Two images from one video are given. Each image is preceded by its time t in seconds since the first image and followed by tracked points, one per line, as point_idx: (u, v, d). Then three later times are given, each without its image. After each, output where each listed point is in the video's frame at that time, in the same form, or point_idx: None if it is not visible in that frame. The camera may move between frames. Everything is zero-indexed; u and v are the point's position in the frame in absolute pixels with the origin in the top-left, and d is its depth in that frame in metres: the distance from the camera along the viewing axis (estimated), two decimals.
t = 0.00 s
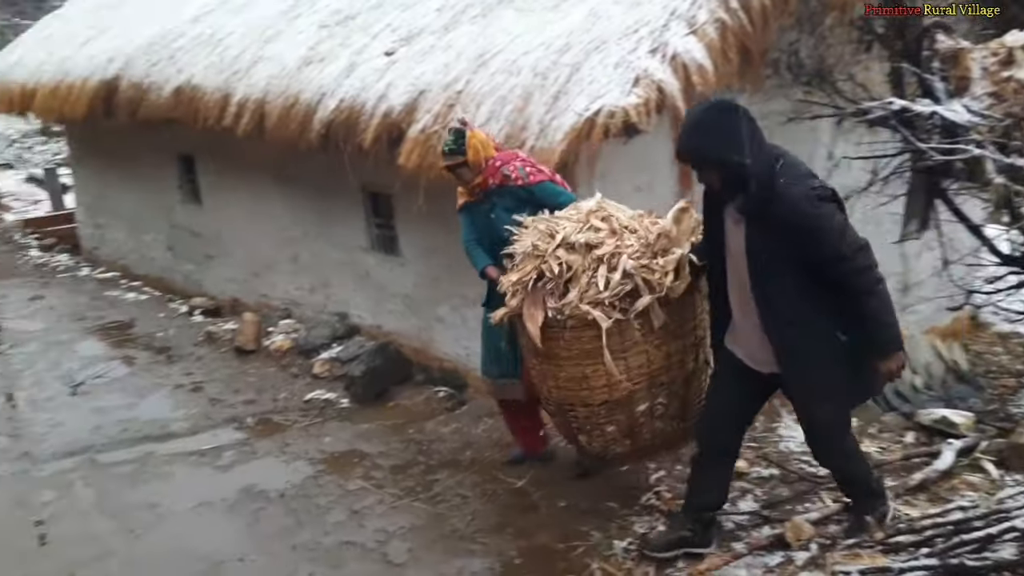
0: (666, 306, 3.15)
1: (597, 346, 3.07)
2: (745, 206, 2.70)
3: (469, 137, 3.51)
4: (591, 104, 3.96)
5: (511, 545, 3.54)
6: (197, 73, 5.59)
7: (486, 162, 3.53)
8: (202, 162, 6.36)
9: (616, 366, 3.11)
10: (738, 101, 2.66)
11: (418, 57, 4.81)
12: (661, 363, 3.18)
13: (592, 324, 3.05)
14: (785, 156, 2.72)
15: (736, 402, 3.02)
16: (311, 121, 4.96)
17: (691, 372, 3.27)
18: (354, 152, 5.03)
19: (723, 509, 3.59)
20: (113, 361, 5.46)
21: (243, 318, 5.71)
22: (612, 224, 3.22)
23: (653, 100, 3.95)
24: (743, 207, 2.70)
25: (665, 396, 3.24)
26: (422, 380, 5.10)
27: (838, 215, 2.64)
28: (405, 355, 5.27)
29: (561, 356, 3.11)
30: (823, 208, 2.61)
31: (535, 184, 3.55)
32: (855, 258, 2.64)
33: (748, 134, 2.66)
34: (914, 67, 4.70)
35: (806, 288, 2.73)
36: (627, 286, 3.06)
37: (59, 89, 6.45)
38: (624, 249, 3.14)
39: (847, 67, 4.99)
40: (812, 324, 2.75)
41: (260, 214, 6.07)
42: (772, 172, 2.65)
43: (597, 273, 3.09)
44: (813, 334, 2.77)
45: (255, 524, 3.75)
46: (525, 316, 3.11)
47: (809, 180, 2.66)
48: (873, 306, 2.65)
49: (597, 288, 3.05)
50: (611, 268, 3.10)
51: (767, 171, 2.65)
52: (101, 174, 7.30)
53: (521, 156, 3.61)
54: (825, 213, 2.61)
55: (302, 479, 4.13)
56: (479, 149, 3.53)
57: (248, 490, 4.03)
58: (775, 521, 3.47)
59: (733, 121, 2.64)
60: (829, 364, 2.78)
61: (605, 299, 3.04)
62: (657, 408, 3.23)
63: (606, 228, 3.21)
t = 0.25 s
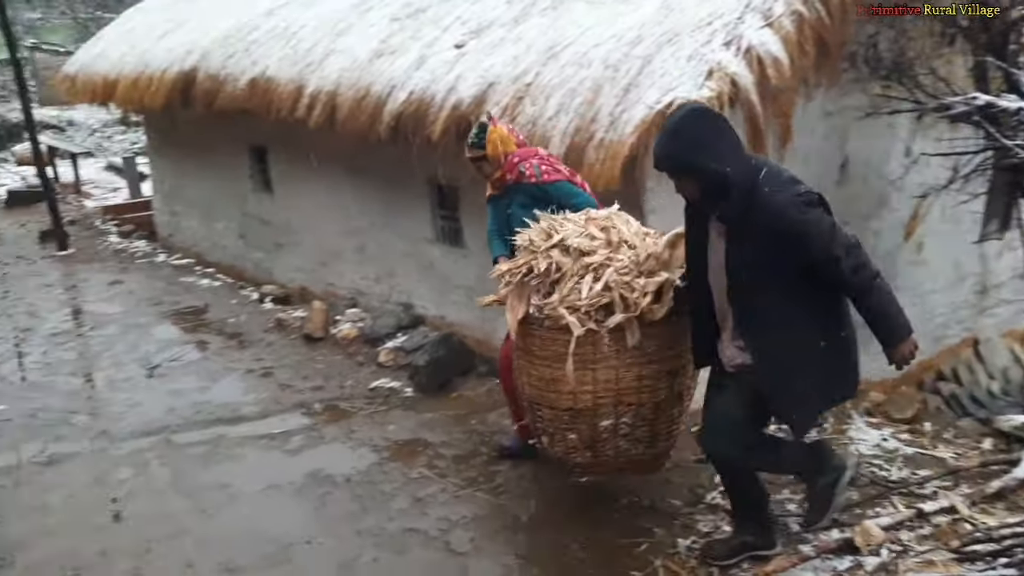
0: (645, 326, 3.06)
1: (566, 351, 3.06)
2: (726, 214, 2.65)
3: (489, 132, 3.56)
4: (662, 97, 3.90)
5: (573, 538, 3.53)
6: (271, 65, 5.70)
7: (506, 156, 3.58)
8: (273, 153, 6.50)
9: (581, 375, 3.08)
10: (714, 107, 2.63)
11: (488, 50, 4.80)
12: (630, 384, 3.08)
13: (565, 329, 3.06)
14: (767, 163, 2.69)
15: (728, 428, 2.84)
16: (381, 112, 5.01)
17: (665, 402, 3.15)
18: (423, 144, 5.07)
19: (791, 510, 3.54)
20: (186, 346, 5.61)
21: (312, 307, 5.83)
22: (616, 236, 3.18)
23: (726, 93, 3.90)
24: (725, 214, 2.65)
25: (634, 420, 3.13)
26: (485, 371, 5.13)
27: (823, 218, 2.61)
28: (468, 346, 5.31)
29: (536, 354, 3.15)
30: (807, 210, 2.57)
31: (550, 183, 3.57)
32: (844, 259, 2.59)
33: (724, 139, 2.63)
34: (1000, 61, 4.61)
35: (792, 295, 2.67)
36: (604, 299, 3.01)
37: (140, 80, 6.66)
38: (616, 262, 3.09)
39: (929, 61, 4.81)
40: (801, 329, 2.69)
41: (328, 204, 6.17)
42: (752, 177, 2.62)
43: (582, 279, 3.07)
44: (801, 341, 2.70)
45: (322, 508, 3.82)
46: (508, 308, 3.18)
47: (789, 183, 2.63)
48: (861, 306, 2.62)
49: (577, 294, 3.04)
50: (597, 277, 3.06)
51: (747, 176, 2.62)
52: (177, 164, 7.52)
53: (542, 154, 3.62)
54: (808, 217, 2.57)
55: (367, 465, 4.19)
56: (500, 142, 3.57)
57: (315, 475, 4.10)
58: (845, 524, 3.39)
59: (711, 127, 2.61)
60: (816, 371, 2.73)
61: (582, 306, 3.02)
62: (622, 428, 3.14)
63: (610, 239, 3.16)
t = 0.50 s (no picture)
0: (601, 327, 3.09)
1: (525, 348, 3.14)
2: (695, 220, 2.59)
3: (493, 129, 3.78)
4: (716, 92, 3.86)
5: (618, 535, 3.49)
6: (323, 59, 5.76)
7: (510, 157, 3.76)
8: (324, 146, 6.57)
9: (542, 374, 3.15)
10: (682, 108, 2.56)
11: (539, 44, 4.76)
12: (591, 384, 3.13)
13: (523, 326, 3.14)
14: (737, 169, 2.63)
15: (694, 442, 2.73)
16: (431, 107, 5.02)
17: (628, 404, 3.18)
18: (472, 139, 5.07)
19: (842, 513, 3.50)
20: (238, 335, 5.70)
21: (360, 299, 5.89)
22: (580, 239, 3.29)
23: (781, 88, 3.86)
24: (697, 221, 2.58)
25: (599, 420, 3.18)
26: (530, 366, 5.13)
27: (795, 224, 2.55)
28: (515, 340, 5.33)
29: (503, 349, 3.27)
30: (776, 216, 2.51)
31: (548, 185, 3.72)
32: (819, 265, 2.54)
33: (688, 140, 2.57)
34: None
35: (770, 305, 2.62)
36: (556, 297, 3.09)
37: (195, 74, 6.78)
38: (573, 262, 3.19)
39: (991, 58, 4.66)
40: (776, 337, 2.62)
41: (377, 197, 6.23)
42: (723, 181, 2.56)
43: (542, 278, 3.18)
44: (783, 350, 2.64)
45: (369, 498, 3.85)
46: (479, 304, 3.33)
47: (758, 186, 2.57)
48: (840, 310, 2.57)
49: (534, 291, 3.15)
50: (555, 276, 3.16)
51: (711, 179, 2.56)
52: (230, 157, 7.65)
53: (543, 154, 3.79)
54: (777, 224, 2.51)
55: (413, 457, 4.22)
56: (502, 142, 3.76)
57: (363, 465, 4.15)
58: (897, 529, 3.36)
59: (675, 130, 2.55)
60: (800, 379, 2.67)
61: (537, 302, 3.11)
62: (588, 429, 3.21)
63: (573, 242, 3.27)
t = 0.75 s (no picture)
0: (553, 340, 3.36)
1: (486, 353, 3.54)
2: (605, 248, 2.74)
3: (505, 119, 3.99)
4: (774, 88, 3.80)
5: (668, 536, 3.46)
6: (378, 53, 5.81)
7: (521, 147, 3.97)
8: (376, 140, 6.63)
9: (505, 380, 3.49)
10: (610, 142, 2.70)
11: (593, 38, 4.72)
12: (549, 392, 3.41)
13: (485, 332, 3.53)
14: (655, 200, 2.71)
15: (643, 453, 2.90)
16: (483, 101, 5.02)
17: (589, 410, 3.43)
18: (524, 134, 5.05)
19: (898, 519, 3.52)
20: (289, 326, 5.79)
21: (410, 291, 5.94)
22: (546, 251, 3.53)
23: (842, 84, 3.79)
24: (608, 251, 2.74)
25: (562, 423, 3.46)
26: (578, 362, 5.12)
27: (703, 268, 2.59)
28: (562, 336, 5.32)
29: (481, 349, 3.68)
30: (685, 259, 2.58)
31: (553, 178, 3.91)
32: (717, 312, 2.60)
33: (616, 174, 2.71)
34: None
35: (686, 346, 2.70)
36: (508, 312, 3.42)
37: (252, 68, 6.89)
38: (533, 277, 3.46)
39: None
40: (677, 373, 2.72)
41: (427, 191, 6.27)
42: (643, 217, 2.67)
43: (504, 290, 3.51)
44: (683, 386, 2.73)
45: (416, 490, 3.88)
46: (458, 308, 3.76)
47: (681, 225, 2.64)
48: (734, 363, 2.61)
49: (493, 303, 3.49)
50: (513, 290, 3.47)
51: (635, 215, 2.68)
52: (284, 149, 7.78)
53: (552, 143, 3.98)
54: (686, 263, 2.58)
55: (460, 449, 4.24)
56: (515, 132, 3.97)
57: (411, 456, 4.18)
58: (954, 537, 3.40)
59: (602, 161, 2.70)
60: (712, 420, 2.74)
61: (493, 314, 3.45)
62: (554, 430, 3.48)
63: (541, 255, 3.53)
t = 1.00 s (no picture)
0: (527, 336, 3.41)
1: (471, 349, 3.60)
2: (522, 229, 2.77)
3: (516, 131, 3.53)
4: (823, 86, 3.74)
5: (708, 538, 3.43)
6: (423, 50, 5.83)
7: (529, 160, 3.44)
8: (419, 136, 6.67)
9: (491, 376, 3.50)
10: (526, 130, 2.69)
11: (640, 36, 4.67)
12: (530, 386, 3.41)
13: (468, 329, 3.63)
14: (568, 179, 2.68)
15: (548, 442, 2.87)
16: (527, 97, 4.97)
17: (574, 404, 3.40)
18: (567, 131, 5.00)
19: (944, 528, 3.45)
20: (331, 319, 5.84)
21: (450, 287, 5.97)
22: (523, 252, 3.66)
23: (894, 83, 3.74)
24: (521, 231, 2.79)
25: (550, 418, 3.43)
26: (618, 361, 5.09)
27: (596, 249, 2.56)
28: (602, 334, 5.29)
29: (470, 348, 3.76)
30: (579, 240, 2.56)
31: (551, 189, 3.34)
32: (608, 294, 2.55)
33: (537, 162, 2.70)
34: None
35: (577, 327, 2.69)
36: (484, 309, 3.50)
37: (298, 64, 6.96)
38: (509, 276, 3.57)
39: None
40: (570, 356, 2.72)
41: (469, 187, 6.29)
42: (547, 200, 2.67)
43: (485, 288, 3.61)
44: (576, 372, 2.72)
45: (454, 485, 3.88)
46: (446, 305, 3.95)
47: (585, 209, 2.61)
48: (615, 345, 2.56)
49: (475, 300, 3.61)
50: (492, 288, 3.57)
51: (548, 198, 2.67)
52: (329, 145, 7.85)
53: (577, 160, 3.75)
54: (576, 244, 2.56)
55: (499, 446, 4.24)
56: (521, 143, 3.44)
57: (449, 451, 4.19)
58: (1003, 548, 3.32)
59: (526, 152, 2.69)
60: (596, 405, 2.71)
61: (472, 311, 3.57)
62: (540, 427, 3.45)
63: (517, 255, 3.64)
